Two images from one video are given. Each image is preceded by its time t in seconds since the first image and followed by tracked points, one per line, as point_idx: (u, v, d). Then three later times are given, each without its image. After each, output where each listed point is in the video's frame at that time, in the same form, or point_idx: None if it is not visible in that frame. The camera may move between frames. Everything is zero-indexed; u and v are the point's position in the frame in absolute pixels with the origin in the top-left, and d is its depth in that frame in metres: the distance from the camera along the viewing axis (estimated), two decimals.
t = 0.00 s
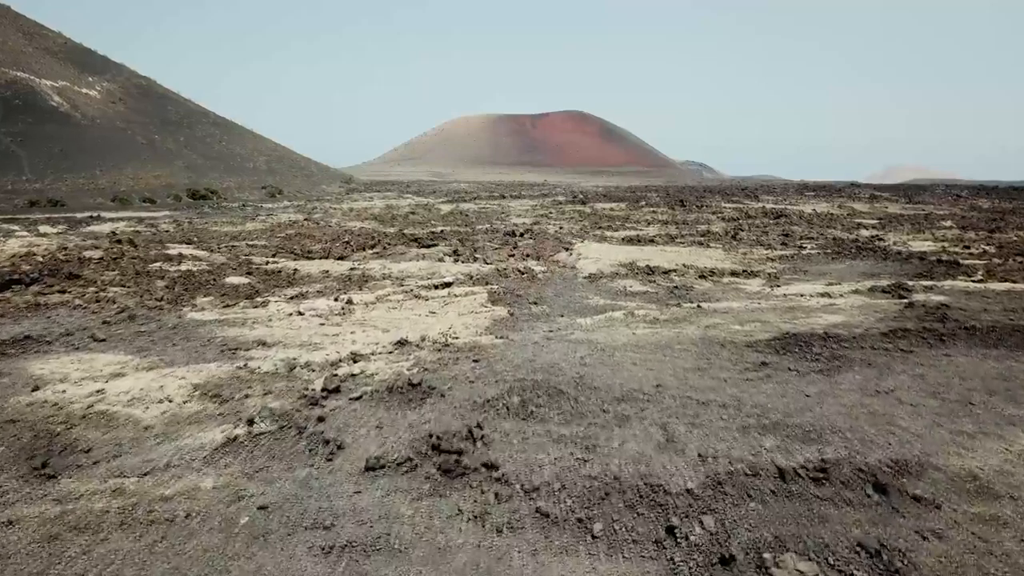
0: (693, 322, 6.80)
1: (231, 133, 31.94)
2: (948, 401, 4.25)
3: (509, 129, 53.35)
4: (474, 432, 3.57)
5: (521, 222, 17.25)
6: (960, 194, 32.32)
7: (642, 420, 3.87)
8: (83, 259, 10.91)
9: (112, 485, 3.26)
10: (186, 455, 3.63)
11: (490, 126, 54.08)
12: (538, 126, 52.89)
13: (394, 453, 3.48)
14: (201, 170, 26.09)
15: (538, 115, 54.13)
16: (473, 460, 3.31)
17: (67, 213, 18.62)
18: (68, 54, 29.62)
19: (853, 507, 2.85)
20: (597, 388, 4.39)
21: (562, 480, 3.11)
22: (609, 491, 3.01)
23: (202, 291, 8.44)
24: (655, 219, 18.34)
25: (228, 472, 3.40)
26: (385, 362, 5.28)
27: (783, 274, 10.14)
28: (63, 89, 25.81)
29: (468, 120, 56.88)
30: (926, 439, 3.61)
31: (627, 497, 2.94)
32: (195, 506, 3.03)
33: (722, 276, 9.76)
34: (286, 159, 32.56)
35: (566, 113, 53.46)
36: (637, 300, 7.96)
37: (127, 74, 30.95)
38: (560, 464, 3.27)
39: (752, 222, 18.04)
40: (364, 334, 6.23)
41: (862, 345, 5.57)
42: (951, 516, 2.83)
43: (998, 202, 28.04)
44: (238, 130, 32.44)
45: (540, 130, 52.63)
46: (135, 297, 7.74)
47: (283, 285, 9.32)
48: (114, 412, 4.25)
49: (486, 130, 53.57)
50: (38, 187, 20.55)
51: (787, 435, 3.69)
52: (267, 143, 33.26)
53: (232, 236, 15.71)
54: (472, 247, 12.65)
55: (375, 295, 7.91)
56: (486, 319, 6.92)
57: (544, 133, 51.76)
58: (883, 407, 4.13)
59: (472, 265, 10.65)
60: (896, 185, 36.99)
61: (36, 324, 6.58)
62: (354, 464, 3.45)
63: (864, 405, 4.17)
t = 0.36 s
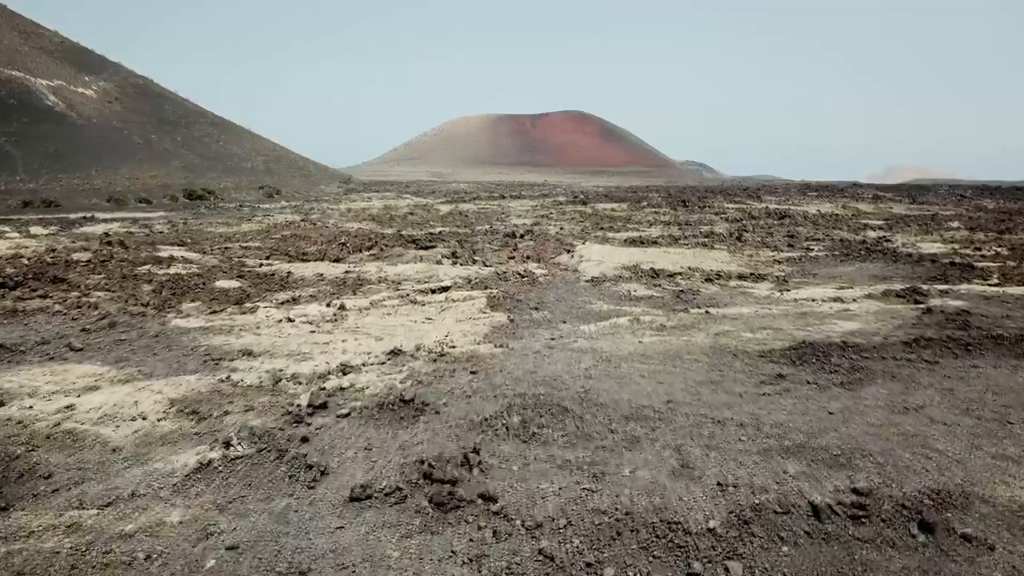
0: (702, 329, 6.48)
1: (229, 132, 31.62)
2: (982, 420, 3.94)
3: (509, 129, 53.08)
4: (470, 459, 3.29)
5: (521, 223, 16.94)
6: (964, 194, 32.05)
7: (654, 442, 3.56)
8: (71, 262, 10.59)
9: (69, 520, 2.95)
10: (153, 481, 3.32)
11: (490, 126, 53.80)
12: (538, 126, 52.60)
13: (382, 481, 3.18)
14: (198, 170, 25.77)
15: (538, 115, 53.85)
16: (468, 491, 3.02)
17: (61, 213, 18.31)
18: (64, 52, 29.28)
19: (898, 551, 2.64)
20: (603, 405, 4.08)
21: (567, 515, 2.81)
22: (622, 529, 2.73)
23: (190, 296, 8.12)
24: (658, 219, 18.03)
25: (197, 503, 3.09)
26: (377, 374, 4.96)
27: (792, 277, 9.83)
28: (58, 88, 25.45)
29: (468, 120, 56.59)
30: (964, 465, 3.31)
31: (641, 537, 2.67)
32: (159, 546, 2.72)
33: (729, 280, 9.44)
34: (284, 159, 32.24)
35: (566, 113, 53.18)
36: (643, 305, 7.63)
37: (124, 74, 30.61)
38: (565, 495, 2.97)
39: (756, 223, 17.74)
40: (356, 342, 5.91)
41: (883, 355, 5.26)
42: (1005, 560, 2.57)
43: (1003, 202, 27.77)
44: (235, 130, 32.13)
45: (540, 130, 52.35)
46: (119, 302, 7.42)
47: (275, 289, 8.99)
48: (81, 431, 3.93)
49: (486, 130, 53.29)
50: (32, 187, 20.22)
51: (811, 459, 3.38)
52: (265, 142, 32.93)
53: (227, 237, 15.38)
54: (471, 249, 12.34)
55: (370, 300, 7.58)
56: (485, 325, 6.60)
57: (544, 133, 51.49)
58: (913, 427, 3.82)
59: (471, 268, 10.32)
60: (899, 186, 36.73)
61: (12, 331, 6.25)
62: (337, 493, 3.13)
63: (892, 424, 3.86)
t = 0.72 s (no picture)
0: (712, 337, 6.15)
1: (226, 131, 31.28)
2: None
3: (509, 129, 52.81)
4: (464, 490, 3.00)
5: (521, 223, 16.64)
6: (968, 194, 31.79)
7: (668, 468, 3.25)
8: (58, 265, 10.27)
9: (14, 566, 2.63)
10: (115, 513, 3.00)
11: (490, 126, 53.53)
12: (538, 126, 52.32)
13: (367, 515, 2.89)
14: (195, 169, 25.44)
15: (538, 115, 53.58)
16: (463, 529, 2.73)
17: (54, 214, 17.99)
18: (60, 51, 28.92)
19: None
20: (611, 425, 3.77)
21: (573, 558, 2.52)
22: None
23: (177, 301, 7.80)
24: (660, 220, 17.73)
25: (159, 542, 2.77)
26: (367, 388, 4.64)
27: (800, 280, 9.52)
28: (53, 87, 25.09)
29: (467, 120, 56.34)
30: (1012, 497, 3.00)
31: None
32: None
33: (736, 283, 9.13)
34: (282, 159, 31.93)
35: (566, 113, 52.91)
36: (649, 310, 7.31)
37: (120, 72, 30.27)
38: (571, 532, 2.68)
39: (760, 223, 17.45)
40: (347, 352, 5.58)
41: (908, 367, 4.94)
42: None
43: (1008, 202, 27.46)
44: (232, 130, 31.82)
45: (540, 130, 52.08)
46: (102, 308, 7.10)
47: (266, 293, 8.67)
48: (41, 454, 3.61)
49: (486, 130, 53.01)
50: (25, 187, 19.89)
51: (841, 488, 3.07)
52: (262, 142, 32.60)
53: (221, 238, 15.05)
54: (470, 250, 12.04)
55: (363, 306, 7.25)
56: (483, 333, 6.28)
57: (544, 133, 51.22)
58: (950, 450, 3.51)
59: (470, 271, 10.00)
60: (901, 186, 36.47)
61: None
62: (317, 528, 2.83)
63: (926, 446, 3.55)
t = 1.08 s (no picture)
0: (723, 346, 5.83)
1: (224, 131, 30.96)
2: None
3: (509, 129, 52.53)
4: (459, 528, 2.73)
5: (522, 224, 16.34)
6: (972, 194, 31.51)
7: (684, 498, 2.95)
8: (44, 267, 9.95)
9: None
10: (69, 551, 2.69)
11: (490, 126, 53.26)
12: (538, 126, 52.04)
13: (351, 557, 2.59)
14: (192, 169, 25.12)
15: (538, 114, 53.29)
16: None
17: (47, 214, 17.69)
18: (55, 50, 28.61)
19: None
20: (619, 447, 3.47)
21: None
22: None
23: (164, 307, 7.49)
24: (664, 221, 17.44)
25: None
26: (357, 402, 4.32)
27: (810, 283, 9.22)
28: (48, 85, 24.78)
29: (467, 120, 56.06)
30: None
31: None
32: None
33: (744, 287, 8.82)
34: (280, 158, 31.62)
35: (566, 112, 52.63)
36: (655, 316, 7.00)
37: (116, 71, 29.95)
38: None
39: (765, 224, 17.15)
40: (337, 362, 5.26)
41: (934, 379, 4.63)
42: None
43: (1013, 202, 27.16)
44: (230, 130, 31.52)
45: (540, 129, 51.80)
46: (84, 313, 6.78)
47: (256, 298, 8.35)
48: None
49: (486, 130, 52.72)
50: (19, 187, 19.58)
51: (877, 521, 2.77)
52: (260, 141, 32.26)
53: (216, 240, 14.74)
54: (469, 252, 11.73)
55: (356, 311, 6.94)
56: (482, 340, 5.97)
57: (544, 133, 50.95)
58: (991, 476, 3.20)
59: (468, 274, 9.68)
60: (904, 185, 36.19)
61: None
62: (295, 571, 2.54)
63: (964, 472, 3.25)
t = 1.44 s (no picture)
0: (735, 355, 5.52)
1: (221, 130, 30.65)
2: None
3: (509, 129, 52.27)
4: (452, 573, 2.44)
5: (522, 224, 16.06)
6: (976, 194, 31.26)
7: (704, 537, 2.66)
8: (29, 270, 9.64)
9: None
10: None
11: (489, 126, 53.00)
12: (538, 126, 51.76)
13: None
14: (189, 168, 24.81)
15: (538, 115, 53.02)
16: None
17: (40, 215, 17.39)
18: (51, 48, 28.29)
19: None
20: (629, 473, 3.17)
21: None
22: None
23: (149, 313, 7.17)
24: (666, 221, 17.16)
25: None
26: (345, 419, 4.01)
27: (820, 286, 8.91)
28: (43, 84, 24.46)
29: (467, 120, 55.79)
30: None
31: None
32: None
33: (753, 290, 8.51)
34: (278, 158, 31.33)
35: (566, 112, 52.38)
36: (662, 323, 6.69)
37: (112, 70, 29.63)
38: None
39: (769, 224, 16.86)
40: (326, 373, 4.95)
41: (965, 394, 4.32)
42: None
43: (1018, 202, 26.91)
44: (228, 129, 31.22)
45: (540, 129, 51.53)
46: (63, 320, 6.46)
47: (247, 302, 8.03)
48: None
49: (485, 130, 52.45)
50: (13, 187, 19.28)
51: (922, 566, 2.48)
52: (257, 140, 31.94)
53: (210, 241, 14.43)
54: (468, 254, 11.43)
55: (349, 317, 6.62)
56: (480, 349, 5.66)
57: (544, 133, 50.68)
58: None
59: (467, 277, 9.38)
60: (907, 185, 35.94)
61: None
62: None
63: (1011, 504, 2.94)
